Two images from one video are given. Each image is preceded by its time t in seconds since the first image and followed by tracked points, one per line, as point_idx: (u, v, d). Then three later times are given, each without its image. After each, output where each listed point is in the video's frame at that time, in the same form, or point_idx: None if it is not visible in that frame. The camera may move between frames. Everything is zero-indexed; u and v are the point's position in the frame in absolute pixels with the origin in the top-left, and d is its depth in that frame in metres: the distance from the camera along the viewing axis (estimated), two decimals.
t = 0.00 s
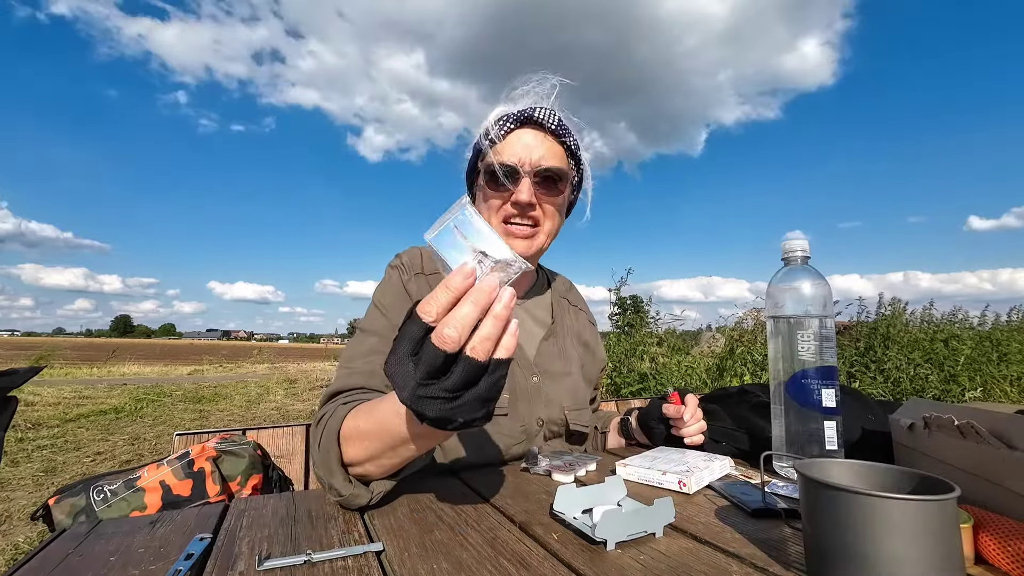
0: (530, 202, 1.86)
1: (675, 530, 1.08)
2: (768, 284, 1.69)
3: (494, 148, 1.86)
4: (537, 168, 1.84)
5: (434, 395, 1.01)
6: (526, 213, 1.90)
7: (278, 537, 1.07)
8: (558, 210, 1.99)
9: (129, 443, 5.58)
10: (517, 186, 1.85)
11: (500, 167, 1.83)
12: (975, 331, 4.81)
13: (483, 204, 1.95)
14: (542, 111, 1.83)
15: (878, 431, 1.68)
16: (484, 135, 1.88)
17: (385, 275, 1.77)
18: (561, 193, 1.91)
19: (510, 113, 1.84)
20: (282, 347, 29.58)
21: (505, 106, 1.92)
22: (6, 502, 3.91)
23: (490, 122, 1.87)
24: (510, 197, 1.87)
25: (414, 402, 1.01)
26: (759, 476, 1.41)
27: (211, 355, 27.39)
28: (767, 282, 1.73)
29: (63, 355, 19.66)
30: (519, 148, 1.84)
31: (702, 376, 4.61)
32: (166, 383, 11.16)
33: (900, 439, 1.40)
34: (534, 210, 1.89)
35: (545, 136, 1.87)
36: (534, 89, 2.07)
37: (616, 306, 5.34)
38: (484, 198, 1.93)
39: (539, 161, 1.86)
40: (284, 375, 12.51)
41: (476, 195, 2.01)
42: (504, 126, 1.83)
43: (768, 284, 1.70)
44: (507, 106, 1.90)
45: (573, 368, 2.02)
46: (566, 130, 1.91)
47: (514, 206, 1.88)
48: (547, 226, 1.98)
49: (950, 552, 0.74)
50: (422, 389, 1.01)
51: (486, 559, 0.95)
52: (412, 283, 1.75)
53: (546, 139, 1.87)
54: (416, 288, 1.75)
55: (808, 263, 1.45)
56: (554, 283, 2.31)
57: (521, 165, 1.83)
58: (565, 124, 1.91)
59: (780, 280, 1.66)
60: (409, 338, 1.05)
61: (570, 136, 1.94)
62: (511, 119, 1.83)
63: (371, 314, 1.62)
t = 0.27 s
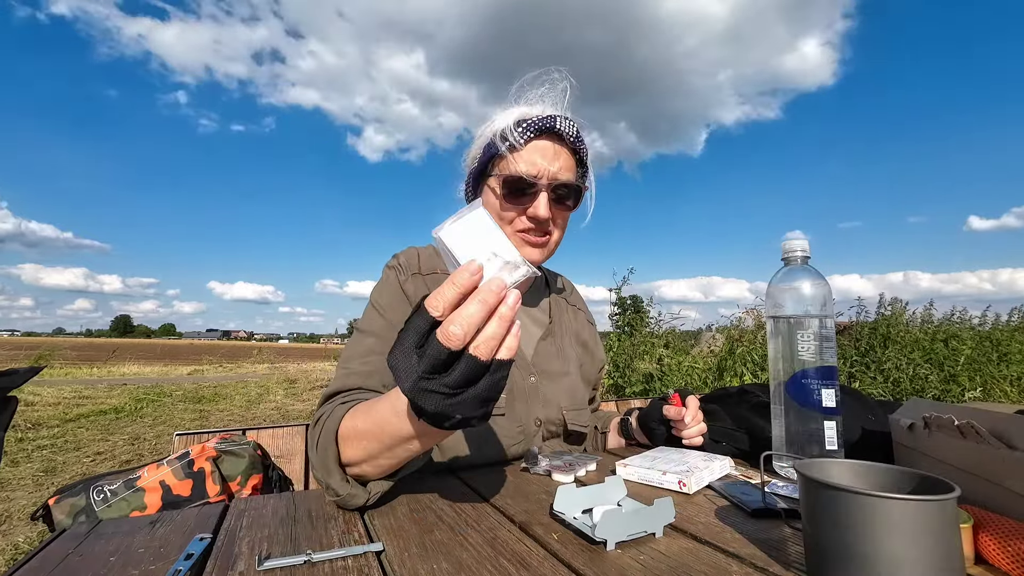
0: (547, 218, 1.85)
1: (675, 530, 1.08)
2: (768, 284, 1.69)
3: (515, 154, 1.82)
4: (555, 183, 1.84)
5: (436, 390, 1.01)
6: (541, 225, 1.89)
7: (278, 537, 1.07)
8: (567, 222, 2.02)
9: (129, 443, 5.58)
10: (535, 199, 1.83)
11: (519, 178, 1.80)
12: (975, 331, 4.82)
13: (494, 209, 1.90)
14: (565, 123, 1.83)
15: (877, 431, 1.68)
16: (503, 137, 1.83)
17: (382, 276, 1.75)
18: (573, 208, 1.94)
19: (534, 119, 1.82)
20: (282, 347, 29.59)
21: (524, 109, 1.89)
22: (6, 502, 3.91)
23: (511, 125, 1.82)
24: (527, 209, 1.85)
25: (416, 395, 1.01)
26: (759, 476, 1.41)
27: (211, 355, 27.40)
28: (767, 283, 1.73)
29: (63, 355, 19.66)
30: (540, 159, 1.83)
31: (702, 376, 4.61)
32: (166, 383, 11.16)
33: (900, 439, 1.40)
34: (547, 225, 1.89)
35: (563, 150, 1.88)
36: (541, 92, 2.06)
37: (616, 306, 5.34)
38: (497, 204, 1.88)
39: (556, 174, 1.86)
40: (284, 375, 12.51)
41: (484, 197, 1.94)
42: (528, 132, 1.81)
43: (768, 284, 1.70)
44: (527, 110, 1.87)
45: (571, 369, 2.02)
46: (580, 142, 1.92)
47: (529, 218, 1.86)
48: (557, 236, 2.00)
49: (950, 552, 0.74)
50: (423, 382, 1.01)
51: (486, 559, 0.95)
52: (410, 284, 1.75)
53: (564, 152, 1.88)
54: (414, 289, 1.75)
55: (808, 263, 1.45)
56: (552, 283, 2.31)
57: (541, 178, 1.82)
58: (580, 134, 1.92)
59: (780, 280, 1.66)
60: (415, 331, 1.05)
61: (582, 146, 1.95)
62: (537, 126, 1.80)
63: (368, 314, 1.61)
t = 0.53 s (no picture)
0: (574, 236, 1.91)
1: (675, 530, 1.08)
2: (768, 284, 1.69)
3: (551, 173, 1.80)
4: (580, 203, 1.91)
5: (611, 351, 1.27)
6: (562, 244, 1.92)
7: (278, 536, 1.07)
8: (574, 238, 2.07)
9: (129, 443, 5.58)
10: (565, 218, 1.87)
11: (553, 197, 1.81)
12: (975, 331, 4.82)
13: (522, 225, 1.85)
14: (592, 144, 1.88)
15: (877, 431, 1.68)
16: (536, 154, 1.80)
17: (383, 272, 1.73)
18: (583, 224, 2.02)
19: (567, 137, 1.83)
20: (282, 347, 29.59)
21: (548, 122, 1.86)
22: (6, 502, 3.91)
23: (548, 142, 1.79)
24: (552, 228, 1.86)
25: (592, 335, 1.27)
26: (759, 476, 1.41)
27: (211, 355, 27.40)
28: (767, 283, 1.73)
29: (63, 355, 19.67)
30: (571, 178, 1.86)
31: (702, 376, 4.61)
32: (166, 383, 11.16)
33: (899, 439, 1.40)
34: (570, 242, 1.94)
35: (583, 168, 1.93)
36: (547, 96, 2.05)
37: (617, 306, 5.34)
38: (527, 221, 1.84)
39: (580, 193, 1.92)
40: (283, 375, 12.51)
41: (505, 211, 1.87)
42: (564, 151, 1.82)
43: (768, 284, 1.70)
44: (553, 125, 1.86)
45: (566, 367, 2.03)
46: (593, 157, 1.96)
47: (557, 236, 1.88)
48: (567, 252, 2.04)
49: (950, 551, 0.74)
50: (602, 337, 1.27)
51: (486, 559, 0.95)
52: (411, 278, 1.74)
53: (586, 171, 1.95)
54: (415, 282, 1.74)
55: (808, 263, 1.45)
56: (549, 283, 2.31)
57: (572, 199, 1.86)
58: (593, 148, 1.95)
59: (780, 280, 1.66)
60: (596, 321, 1.29)
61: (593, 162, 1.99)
62: (572, 146, 1.82)
63: (370, 304, 1.61)
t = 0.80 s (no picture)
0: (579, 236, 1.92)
1: (674, 530, 1.08)
2: (768, 283, 1.69)
3: (557, 177, 1.80)
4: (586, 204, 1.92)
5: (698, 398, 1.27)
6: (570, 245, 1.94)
7: (277, 536, 1.07)
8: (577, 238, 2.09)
9: (129, 443, 5.58)
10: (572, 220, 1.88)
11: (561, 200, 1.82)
12: (975, 331, 4.82)
13: (529, 228, 1.85)
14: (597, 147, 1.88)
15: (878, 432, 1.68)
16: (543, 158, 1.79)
17: (404, 262, 1.73)
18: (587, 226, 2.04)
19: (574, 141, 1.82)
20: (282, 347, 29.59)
21: (553, 126, 1.85)
22: (6, 502, 3.91)
23: (554, 146, 1.79)
24: (560, 231, 1.88)
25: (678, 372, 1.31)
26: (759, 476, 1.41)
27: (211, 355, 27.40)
28: (767, 283, 1.73)
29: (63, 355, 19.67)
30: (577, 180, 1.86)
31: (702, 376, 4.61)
32: (166, 383, 11.17)
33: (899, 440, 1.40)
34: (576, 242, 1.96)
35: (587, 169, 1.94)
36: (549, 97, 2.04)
37: (617, 306, 5.35)
38: (535, 223, 1.85)
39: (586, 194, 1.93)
40: (284, 375, 12.52)
41: (512, 214, 1.87)
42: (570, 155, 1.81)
43: (768, 284, 1.69)
44: (558, 129, 1.85)
45: (572, 367, 2.04)
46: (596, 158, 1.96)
47: (563, 238, 1.90)
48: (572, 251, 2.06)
49: (950, 552, 0.74)
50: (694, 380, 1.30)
51: (486, 559, 0.95)
52: (433, 270, 1.75)
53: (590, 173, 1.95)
54: (438, 275, 1.75)
55: (808, 263, 1.45)
56: (551, 286, 2.32)
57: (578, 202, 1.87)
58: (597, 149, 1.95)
59: (780, 280, 1.66)
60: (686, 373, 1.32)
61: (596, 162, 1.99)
62: (579, 150, 1.82)
63: (397, 289, 1.61)
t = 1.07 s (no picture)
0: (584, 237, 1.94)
1: (674, 530, 1.08)
2: (767, 283, 1.69)
3: (567, 178, 1.81)
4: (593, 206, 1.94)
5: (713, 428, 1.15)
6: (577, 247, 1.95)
7: (277, 536, 1.07)
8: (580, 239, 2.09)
9: (129, 442, 5.58)
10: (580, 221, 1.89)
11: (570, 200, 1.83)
12: (975, 331, 4.82)
13: (538, 228, 1.85)
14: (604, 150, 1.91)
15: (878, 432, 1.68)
16: (554, 159, 1.80)
17: (412, 262, 1.73)
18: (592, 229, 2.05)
19: (582, 143, 1.84)
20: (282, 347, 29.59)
21: (562, 129, 1.87)
22: (6, 502, 3.91)
23: (565, 148, 1.80)
24: (568, 232, 1.88)
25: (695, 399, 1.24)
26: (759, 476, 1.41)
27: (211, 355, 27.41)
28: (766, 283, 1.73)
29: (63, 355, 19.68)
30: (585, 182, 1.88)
31: (702, 376, 4.61)
32: (166, 383, 11.17)
33: (899, 440, 1.40)
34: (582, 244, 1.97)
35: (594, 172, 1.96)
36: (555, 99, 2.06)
37: (617, 306, 5.35)
38: (544, 223, 1.85)
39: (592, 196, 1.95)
40: (284, 375, 12.52)
41: (521, 214, 1.86)
42: (580, 157, 1.83)
43: (768, 284, 1.69)
44: (567, 131, 1.87)
45: (576, 367, 2.04)
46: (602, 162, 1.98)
47: (570, 238, 1.90)
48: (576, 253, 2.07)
49: (950, 551, 0.74)
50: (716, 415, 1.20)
51: (486, 560, 0.95)
52: (442, 270, 1.75)
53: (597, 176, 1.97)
54: (447, 275, 1.75)
55: (807, 263, 1.45)
56: (554, 284, 2.31)
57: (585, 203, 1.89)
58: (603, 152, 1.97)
59: (780, 280, 1.66)
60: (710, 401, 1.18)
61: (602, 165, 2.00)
62: (588, 152, 1.84)
63: (407, 288, 1.61)
